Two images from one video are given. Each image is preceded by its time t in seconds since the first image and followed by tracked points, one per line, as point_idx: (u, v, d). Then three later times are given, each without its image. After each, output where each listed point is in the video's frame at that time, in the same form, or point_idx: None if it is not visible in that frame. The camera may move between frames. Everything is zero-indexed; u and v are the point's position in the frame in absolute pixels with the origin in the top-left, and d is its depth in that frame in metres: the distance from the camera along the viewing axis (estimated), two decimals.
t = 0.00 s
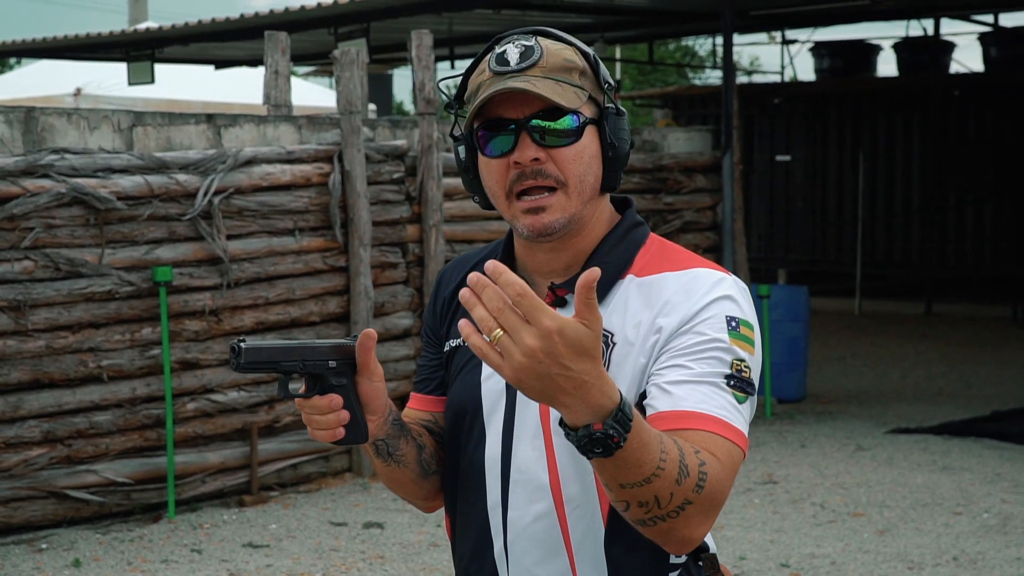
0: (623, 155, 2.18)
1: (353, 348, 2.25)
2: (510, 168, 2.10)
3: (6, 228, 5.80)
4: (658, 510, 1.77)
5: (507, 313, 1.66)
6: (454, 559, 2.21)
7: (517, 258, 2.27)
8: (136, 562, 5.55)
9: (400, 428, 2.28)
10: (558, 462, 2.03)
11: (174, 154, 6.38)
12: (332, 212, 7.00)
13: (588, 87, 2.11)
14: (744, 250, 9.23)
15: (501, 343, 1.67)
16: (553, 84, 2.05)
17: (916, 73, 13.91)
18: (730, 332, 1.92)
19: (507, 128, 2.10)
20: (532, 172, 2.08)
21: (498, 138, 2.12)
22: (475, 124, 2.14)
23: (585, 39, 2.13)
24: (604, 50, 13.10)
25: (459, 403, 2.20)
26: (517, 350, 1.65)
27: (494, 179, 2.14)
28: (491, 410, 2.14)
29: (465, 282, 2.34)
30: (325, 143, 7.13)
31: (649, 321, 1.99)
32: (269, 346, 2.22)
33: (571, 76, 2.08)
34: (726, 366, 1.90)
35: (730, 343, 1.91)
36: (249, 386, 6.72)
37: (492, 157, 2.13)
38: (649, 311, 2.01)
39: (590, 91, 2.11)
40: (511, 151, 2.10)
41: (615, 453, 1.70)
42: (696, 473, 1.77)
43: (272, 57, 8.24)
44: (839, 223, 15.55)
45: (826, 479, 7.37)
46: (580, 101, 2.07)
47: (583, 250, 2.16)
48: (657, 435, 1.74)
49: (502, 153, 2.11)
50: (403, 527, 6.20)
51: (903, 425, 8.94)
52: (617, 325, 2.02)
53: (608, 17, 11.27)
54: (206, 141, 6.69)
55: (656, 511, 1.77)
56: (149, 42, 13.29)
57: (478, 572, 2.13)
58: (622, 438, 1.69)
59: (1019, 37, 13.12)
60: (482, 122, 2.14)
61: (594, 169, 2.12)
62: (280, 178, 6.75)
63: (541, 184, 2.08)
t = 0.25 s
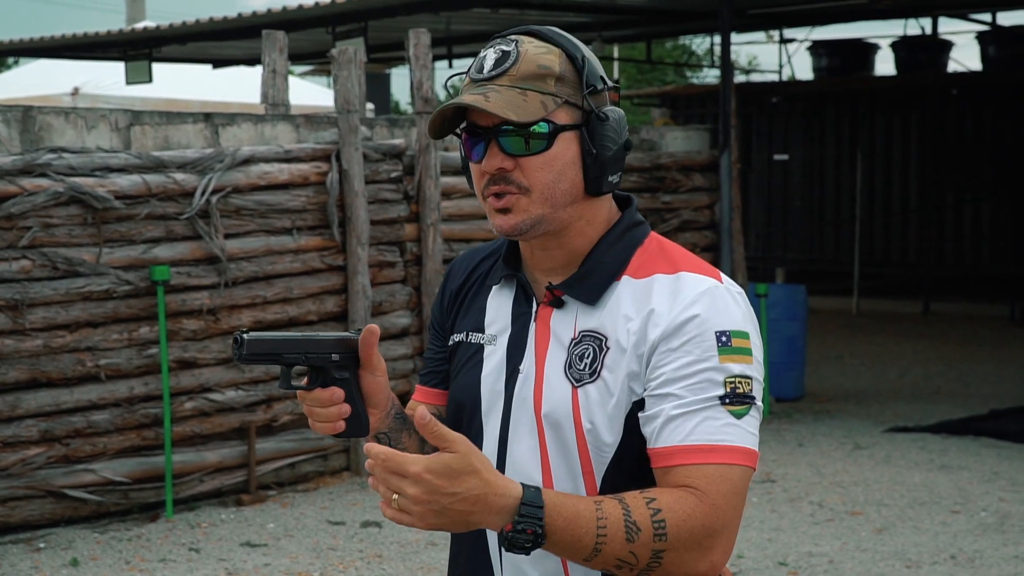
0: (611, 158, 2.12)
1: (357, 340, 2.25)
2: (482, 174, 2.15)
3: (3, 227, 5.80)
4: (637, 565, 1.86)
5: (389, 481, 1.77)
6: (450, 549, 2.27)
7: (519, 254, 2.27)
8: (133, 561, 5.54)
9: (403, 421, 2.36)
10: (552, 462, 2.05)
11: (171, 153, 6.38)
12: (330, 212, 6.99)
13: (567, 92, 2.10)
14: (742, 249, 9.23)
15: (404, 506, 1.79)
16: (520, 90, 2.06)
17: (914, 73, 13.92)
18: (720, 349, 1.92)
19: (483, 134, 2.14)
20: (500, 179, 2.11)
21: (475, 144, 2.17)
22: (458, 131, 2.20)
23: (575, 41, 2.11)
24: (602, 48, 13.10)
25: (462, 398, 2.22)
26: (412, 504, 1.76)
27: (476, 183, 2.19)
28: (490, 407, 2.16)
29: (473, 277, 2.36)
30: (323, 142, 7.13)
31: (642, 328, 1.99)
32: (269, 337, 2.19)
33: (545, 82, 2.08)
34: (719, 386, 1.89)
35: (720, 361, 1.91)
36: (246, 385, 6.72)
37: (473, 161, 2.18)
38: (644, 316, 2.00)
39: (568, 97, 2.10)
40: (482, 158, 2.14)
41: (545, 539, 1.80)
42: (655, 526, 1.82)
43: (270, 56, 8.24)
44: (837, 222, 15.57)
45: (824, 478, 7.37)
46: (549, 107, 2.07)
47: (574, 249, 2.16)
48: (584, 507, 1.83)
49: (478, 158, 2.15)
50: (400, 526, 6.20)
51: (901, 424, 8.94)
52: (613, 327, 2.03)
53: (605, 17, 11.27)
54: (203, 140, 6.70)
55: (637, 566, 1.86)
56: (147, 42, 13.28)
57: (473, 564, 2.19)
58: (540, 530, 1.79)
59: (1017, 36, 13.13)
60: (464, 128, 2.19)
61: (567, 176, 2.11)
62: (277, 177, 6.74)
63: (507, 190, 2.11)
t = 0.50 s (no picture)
0: (597, 159, 2.11)
1: (354, 336, 2.26)
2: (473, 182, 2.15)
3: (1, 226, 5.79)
4: (628, 567, 1.85)
5: (385, 476, 1.80)
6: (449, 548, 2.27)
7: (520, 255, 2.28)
8: (131, 561, 5.54)
9: (401, 419, 2.35)
10: (548, 464, 2.05)
11: (169, 153, 6.38)
12: (328, 212, 6.99)
13: (549, 96, 2.09)
14: (740, 249, 9.23)
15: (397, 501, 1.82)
16: (500, 98, 2.06)
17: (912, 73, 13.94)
18: (715, 350, 1.90)
19: (470, 142, 2.15)
20: (488, 187, 2.11)
21: (465, 153, 2.17)
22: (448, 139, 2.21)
23: (557, 44, 2.10)
24: (600, 48, 13.11)
25: (462, 397, 2.23)
26: (406, 499, 1.79)
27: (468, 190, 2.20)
28: (489, 406, 2.17)
29: (476, 277, 2.37)
30: (321, 142, 7.13)
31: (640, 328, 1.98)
32: (266, 331, 2.22)
33: (526, 88, 2.07)
34: (715, 388, 1.88)
35: (714, 362, 1.89)
36: (244, 385, 6.71)
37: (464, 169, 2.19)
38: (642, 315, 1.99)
39: (550, 99, 2.09)
40: (470, 166, 2.15)
41: (536, 539, 1.81)
42: (647, 528, 1.82)
43: (268, 56, 8.24)
44: (834, 222, 15.58)
45: (822, 478, 7.38)
46: (528, 113, 2.06)
47: (570, 248, 2.16)
48: (577, 509, 1.83)
49: (467, 166, 2.16)
50: (398, 526, 6.20)
51: (899, 424, 8.95)
52: (611, 330, 2.03)
53: (603, 17, 11.27)
54: (202, 140, 6.70)
55: (627, 568, 1.86)
56: (144, 41, 13.28)
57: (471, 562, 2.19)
58: (532, 529, 1.80)
59: (1015, 37, 13.15)
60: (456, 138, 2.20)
61: (554, 179, 2.10)
62: (275, 177, 6.74)
63: (496, 197, 2.11)
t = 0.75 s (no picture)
0: (590, 184, 2.06)
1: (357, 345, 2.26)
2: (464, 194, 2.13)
3: None
4: (574, 538, 1.86)
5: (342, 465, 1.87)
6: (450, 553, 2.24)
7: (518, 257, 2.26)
8: (128, 561, 5.53)
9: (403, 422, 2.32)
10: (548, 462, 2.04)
11: (167, 153, 6.38)
12: (325, 212, 6.98)
13: (544, 118, 2.03)
14: (737, 248, 9.24)
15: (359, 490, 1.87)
16: (491, 120, 2.01)
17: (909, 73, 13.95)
18: (696, 336, 1.91)
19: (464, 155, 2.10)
20: (478, 202, 2.09)
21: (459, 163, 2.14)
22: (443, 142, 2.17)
23: (556, 61, 2.03)
24: (597, 48, 13.12)
25: (462, 398, 2.21)
26: (373, 489, 1.84)
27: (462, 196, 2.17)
28: (490, 406, 2.15)
29: (475, 277, 2.35)
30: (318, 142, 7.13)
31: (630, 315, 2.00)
32: (271, 340, 2.24)
33: (520, 110, 2.01)
34: (687, 371, 1.90)
35: (693, 347, 1.91)
36: (242, 385, 6.71)
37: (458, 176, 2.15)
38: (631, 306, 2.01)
39: (545, 122, 2.03)
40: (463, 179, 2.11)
41: (482, 497, 1.84)
42: (591, 497, 1.83)
43: (265, 56, 8.24)
44: (831, 222, 15.59)
45: (819, 478, 7.38)
46: (519, 139, 2.00)
47: (564, 258, 2.13)
48: (527, 473, 1.86)
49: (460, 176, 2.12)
50: (395, 526, 6.20)
51: (896, 423, 8.96)
52: (604, 322, 2.03)
53: (600, 17, 11.28)
54: (199, 140, 6.71)
55: (573, 539, 1.86)
56: (141, 41, 13.27)
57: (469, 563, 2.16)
58: (475, 483, 1.84)
59: (1011, 37, 13.17)
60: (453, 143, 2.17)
61: (546, 200, 2.07)
62: (273, 177, 6.74)
63: (487, 213, 2.08)
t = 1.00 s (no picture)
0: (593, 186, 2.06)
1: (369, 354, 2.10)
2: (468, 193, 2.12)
3: None
4: (530, 496, 1.89)
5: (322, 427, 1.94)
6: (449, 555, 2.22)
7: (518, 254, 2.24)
8: (127, 561, 5.53)
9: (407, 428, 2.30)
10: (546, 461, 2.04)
11: (166, 153, 6.38)
12: (324, 211, 6.97)
13: (549, 122, 2.03)
14: (736, 248, 9.24)
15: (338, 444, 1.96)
16: (496, 122, 2.00)
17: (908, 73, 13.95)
18: (675, 312, 1.93)
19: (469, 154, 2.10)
20: (482, 202, 2.07)
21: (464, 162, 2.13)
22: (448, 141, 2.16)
23: (563, 63, 2.02)
24: (596, 48, 13.12)
25: (463, 396, 2.20)
26: (344, 439, 1.94)
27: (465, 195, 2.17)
28: (492, 405, 2.14)
29: (474, 276, 2.34)
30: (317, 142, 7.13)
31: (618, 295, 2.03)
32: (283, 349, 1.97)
33: (525, 113, 2.01)
34: (662, 344, 1.91)
35: (671, 322, 1.92)
36: (240, 385, 6.71)
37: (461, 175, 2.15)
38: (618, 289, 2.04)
39: (550, 126, 2.03)
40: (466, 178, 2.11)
41: (441, 446, 1.89)
42: (548, 456, 1.87)
43: (264, 56, 8.24)
44: (830, 221, 15.60)
45: (818, 478, 7.38)
46: (523, 141, 2.00)
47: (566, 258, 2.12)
48: (491, 429, 1.90)
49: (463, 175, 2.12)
50: (394, 526, 6.20)
51: (895, 423, 8.96)
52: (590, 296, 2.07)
53: (599, 16, 11.28)
54: (197, 139, 6.71)
55: (529, 497, 1.89)
56: (139, 41, 13.26)
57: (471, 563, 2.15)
58: (435, 433, 1.89)
59: (1010, 37, 13.17)
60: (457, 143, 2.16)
61: (548, 202, 2.07)
62: (271, 176, 6.74)
63: (489, 214, 2.07)
